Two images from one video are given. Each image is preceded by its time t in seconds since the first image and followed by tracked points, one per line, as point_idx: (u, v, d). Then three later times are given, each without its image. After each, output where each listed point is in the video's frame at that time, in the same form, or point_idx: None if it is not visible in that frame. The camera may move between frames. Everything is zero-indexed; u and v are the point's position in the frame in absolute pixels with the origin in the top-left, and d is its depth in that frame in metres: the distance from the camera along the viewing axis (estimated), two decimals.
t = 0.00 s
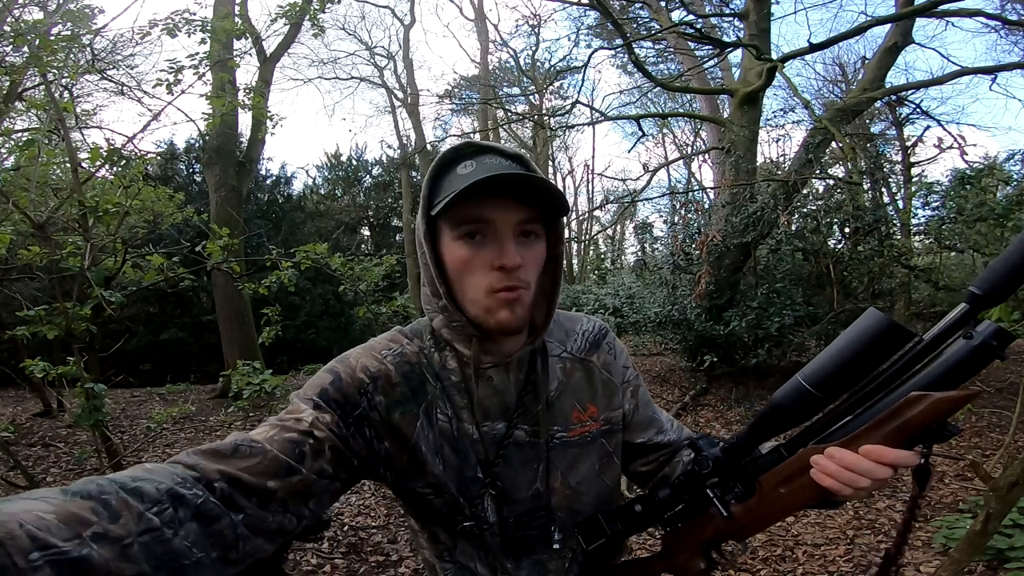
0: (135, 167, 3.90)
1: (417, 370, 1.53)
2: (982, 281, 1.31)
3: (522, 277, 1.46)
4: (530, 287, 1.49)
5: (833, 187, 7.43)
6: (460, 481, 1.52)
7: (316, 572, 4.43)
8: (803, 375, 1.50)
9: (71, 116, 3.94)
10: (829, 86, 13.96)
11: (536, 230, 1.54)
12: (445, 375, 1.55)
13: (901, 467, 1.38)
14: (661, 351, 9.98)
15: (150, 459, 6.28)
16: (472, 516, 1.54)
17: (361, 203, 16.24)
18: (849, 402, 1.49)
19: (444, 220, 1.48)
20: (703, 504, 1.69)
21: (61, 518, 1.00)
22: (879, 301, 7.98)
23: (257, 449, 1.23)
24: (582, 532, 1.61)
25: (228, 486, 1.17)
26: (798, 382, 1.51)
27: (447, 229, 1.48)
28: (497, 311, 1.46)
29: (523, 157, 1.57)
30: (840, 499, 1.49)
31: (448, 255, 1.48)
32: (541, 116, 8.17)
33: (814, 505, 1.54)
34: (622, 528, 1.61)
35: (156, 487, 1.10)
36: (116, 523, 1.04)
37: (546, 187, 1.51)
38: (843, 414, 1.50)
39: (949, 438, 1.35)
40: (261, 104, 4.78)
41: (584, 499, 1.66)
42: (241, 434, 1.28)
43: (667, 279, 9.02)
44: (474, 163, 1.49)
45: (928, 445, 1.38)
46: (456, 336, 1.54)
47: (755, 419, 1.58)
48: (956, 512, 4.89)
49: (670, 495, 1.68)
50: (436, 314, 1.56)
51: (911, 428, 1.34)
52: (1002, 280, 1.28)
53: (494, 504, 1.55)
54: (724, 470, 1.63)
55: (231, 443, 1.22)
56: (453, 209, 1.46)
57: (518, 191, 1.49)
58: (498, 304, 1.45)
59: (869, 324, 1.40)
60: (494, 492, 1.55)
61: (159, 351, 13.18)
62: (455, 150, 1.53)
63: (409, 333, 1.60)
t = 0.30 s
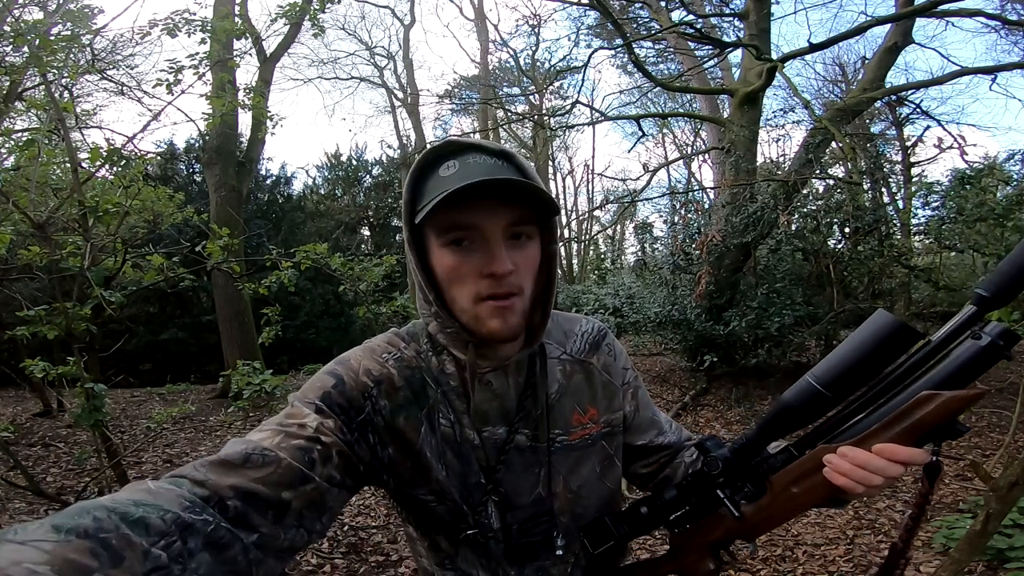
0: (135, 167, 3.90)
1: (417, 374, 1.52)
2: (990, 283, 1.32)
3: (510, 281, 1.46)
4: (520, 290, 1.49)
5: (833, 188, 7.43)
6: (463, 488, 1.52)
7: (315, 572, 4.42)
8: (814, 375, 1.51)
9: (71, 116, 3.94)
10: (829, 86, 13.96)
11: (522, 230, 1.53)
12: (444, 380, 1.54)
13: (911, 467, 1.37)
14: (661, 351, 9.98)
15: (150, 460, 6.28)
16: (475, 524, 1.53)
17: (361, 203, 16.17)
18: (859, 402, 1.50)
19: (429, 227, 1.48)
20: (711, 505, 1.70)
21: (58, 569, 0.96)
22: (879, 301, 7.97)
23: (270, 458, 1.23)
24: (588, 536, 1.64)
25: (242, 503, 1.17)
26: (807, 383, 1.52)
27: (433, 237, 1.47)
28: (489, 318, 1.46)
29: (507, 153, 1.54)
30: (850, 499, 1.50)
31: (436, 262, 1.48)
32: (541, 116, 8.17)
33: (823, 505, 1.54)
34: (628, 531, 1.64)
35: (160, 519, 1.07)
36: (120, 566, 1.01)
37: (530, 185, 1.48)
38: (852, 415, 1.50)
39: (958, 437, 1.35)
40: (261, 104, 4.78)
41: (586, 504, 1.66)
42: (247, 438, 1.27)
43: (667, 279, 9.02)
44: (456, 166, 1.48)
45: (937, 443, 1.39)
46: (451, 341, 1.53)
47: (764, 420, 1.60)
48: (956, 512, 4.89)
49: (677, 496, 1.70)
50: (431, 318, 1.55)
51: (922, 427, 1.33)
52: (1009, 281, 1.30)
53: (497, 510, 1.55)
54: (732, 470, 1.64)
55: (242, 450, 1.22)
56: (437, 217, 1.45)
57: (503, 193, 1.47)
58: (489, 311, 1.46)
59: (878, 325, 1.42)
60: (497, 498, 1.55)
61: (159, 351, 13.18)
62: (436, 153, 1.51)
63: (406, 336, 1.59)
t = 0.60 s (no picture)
0: (135, 168, 3.91)
1: (417, 375, 1.52)
2: (997, 289, 1.32)
3: (507, 283, 1.46)
4: (518, 292, 1.49)
5: (833, 188, 7.44)
6: (461, 489, 1.52)
7: (315, 572, 4.43)
8: (819, 379, 1.51)
9: (71, 116, 3.94)
10: (829, 86, 13.95)
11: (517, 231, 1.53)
12: (443, 382, 1.54)
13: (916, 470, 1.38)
14: (661, 351, 9.98)
15: (150, 460, 6.28)
16: (473, 526, 1.52)
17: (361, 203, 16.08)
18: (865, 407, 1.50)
19: (423, 231, 1.48)
20: (714, 508, 1.69)
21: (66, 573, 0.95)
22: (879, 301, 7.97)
23: (268, 461, 1.23)
24: (589, 537, 1.62)
25: (241, 506, 1.17)
26: (813, 387, 1.52)
27: (427, 240, 1.48)
28: (486, 321, 1.46)
29: (500, 153, 1.53)
30: (853, 502, 1.50)
31: (431, 267, 1.49)
32: (541, 116, 8.17)
33: (827, 508, 1.54)
34: (629, 533, 1.62)
35: (163, 523, 1.07)
36: (127, 571, 1.01)
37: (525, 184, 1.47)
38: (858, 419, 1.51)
39: (964, 442, 1.36)
40: (261, 104, 4.78)
41: (586, 506, 1.65)
42: (245, 440, 1.27)
43: (667, 279, 9.02)
44: (448, 167, 1.47)
45: (943, 448, 1.39)
46: (451, 343, 1.53)
47: (769, 424, 1.60)
48: (957, 512, 4.89)
49: (679, 499, 1.68)
50: (431, 321, 1.56)
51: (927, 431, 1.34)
52: (1015, 287, 1.29)
53: (495, 512, 1.55)
54: (735, 473, 1.63)
55: (240, 453, 1.22)
56: (430, 221, 1.45)
57: (496, 194, 1.46)
58: (486, 314, 1.46)
59: (885, 330, 1.42)
60: (495, 500, 1.55)
61: (159, 351, 13.18)
62: (427, 155, 1.51)
63: (406, 337, 1.59)
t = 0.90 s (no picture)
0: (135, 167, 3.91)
1: (415, 377, 1.52)
2: (997, 291, 1.32)
3: (508, 279, 1.45)
4: (519, 289, 1.49)
5: (833, 188, 7.45)
6: (459, 491, 1.52)
7: (315, 572, 4.43)
8: (820, 380, 1.51)
9: (71, 116, 3.95)
10: (829, 86, 13.95)
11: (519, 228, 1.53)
12: (441, 383, 1.55)
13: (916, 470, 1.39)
14: (661, 351, 9.98)
15: (150, 460, 6.29)
16: (471, 527, 1.53)
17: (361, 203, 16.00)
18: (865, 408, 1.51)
19: (423, 229, 1.48)
20: (714, 509, 1.69)
21: None
22: (879, 301, 7.98)
23: (269, 464, 1.23)
24: (589, 538, 1.62)
25: (243, 509, 1.17)
26: (814, 387, 1.52)
27: (427, 238, 1.47)
28: (488, 319, 1.46)
29: (500, 152, 1.54)
30: (853, 502, 1.50)
31: (431, 266, 1.49)
32: (541, 116, 8.16)
33: (827, 508, 1.54)
34: (629, 533, 1.62)
35: (167, 526, 1.07)
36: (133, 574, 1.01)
37: (526, 181, 1.47)
38: (859, 419, 1.51)
39: (964, 441, 1.36)
40: (261, 104, 4.78)
41: (585, 507, 1.66)
42: (245, 444, 1.27)
43: (667, 279, 9.03)
44: (448, 165, 1.48)
45: (943, 448, 1.40)
46: (450, 344, 1.53)
47: (769, 424, 1.60)
48: (957, 512, 4.89)
49: (679, 500, 1.68)
50: (428, 322, 1.56)
51: (927, 432, 1.35)
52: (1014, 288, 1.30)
53: (494, 513, 1.56)
54: (735, 473, 1.63)
55: (240, 457, 1.22)
56: (431, 218, 1.45)
57: (497, 191, 1.46)
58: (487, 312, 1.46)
59: (887, 330, 1.42)
60: (494, 501, 1.55)
61: (159, 351, 13.18)
62: (427, 152, 1.51)
63: (404, 338, 1.59)
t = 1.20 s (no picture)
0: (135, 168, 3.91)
1: (416, 377, 1.52)
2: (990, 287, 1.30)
3: (521, 269, 1.47)
4: (529, 281, 1.51)
5: (833, 188, 7.45)
6: (460, 491, 1.52)
7: (315, 572, 4.42)
8: (816, 378, 1.50)
9: (71, 116, 3.95)
10: (829, 86, 13.95)
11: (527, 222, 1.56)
12: (442, 383, 1.54)
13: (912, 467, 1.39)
14: (661, 352, 9.98)
15: (150, 459, 6.29)
16: (472, 527, 1.52)
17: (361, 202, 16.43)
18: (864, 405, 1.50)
19: (435, 220, 1.48)
20: (713, 507, 1.69)
21: None
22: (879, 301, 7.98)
23: (273, 466, 1.22)
24: (589, 537, 1.62)
25: (249, 511, 1.17)
26: (810, 386, 1.51)
27: (439, 229, 1.48)
28: (499, 309, 1.46)
29: (510, 150, 1.57)
30: (851, 499, 1.50)
31: (441, 255, 1.49)
32: (541, 116, 8.17)
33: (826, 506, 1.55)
34: (629, 533, 1.63)
35: (174, 528, 1.07)
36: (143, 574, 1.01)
37: (538, 173, 1.51)
38: (857, 417, 1.51)
39: (961, 439, 1.36)
40: (261, 104, 4.78)
41: (584, 507, 1.66)
42: (248, 447, 1.26)
43: (667, 279, 9.03)
44: (461, 158, 1.50)
45: (939, 445, 1.40)
46: (452, 344, 1.54)
47: (766, 423, 1.59)
48: (957, 512, 4.89)
49: (678, 499, 1.68)
50: (429, 321, 1.56)
51: (923, 429, 1.35)
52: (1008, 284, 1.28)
53: (495, 513, 1.55)
54: (733, 472, 1.64)
55: (244, 460, 1.21)
56: (445, 209, 1.46)
57: (510, 182, 1.49)
58: (499, 302, 1.46)
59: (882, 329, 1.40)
60: (495, 501, 1.55)
61: (159, 351, 13.18)
62: (439, 145, 1.52)
63: (404, 339, 1.59)
